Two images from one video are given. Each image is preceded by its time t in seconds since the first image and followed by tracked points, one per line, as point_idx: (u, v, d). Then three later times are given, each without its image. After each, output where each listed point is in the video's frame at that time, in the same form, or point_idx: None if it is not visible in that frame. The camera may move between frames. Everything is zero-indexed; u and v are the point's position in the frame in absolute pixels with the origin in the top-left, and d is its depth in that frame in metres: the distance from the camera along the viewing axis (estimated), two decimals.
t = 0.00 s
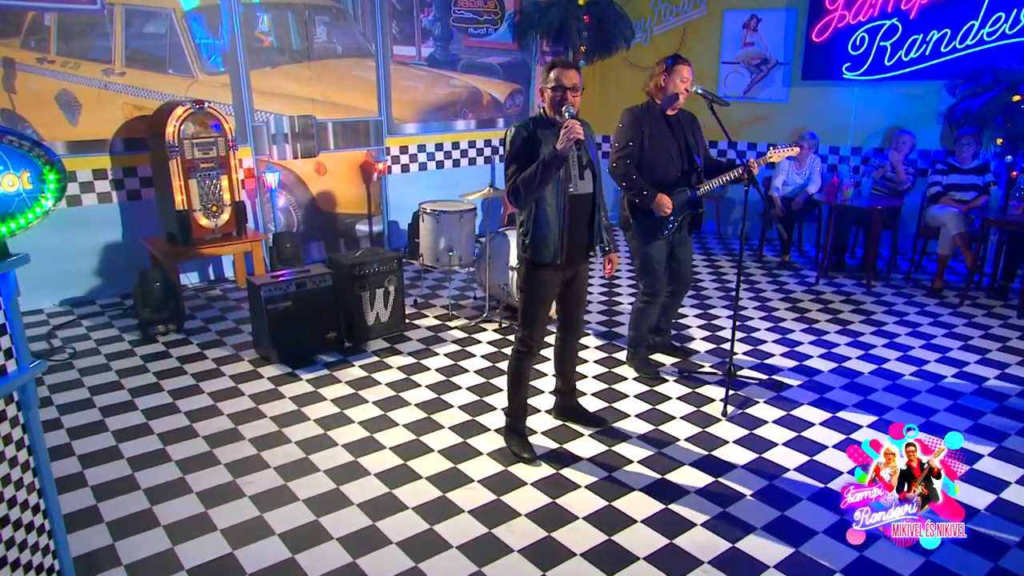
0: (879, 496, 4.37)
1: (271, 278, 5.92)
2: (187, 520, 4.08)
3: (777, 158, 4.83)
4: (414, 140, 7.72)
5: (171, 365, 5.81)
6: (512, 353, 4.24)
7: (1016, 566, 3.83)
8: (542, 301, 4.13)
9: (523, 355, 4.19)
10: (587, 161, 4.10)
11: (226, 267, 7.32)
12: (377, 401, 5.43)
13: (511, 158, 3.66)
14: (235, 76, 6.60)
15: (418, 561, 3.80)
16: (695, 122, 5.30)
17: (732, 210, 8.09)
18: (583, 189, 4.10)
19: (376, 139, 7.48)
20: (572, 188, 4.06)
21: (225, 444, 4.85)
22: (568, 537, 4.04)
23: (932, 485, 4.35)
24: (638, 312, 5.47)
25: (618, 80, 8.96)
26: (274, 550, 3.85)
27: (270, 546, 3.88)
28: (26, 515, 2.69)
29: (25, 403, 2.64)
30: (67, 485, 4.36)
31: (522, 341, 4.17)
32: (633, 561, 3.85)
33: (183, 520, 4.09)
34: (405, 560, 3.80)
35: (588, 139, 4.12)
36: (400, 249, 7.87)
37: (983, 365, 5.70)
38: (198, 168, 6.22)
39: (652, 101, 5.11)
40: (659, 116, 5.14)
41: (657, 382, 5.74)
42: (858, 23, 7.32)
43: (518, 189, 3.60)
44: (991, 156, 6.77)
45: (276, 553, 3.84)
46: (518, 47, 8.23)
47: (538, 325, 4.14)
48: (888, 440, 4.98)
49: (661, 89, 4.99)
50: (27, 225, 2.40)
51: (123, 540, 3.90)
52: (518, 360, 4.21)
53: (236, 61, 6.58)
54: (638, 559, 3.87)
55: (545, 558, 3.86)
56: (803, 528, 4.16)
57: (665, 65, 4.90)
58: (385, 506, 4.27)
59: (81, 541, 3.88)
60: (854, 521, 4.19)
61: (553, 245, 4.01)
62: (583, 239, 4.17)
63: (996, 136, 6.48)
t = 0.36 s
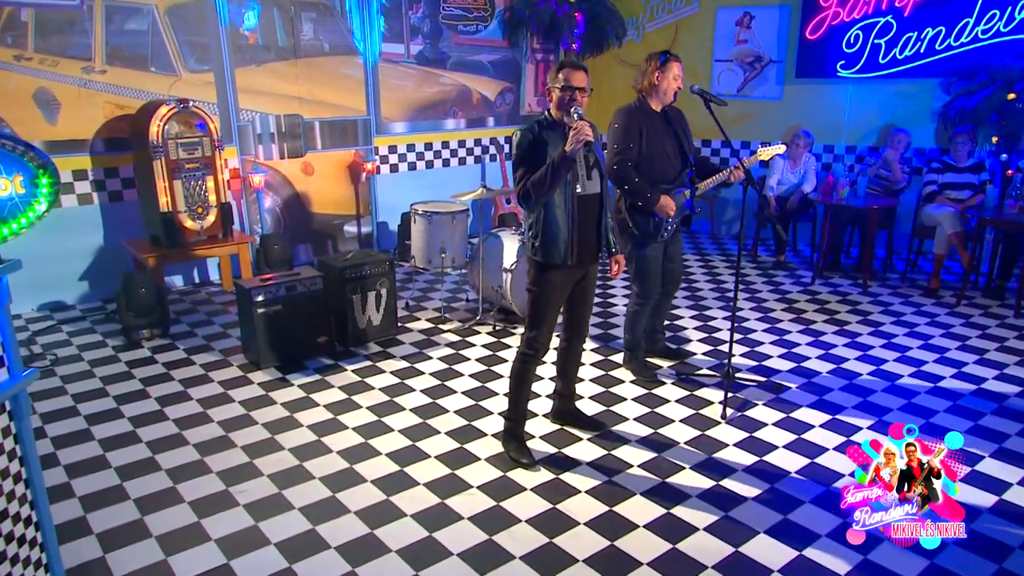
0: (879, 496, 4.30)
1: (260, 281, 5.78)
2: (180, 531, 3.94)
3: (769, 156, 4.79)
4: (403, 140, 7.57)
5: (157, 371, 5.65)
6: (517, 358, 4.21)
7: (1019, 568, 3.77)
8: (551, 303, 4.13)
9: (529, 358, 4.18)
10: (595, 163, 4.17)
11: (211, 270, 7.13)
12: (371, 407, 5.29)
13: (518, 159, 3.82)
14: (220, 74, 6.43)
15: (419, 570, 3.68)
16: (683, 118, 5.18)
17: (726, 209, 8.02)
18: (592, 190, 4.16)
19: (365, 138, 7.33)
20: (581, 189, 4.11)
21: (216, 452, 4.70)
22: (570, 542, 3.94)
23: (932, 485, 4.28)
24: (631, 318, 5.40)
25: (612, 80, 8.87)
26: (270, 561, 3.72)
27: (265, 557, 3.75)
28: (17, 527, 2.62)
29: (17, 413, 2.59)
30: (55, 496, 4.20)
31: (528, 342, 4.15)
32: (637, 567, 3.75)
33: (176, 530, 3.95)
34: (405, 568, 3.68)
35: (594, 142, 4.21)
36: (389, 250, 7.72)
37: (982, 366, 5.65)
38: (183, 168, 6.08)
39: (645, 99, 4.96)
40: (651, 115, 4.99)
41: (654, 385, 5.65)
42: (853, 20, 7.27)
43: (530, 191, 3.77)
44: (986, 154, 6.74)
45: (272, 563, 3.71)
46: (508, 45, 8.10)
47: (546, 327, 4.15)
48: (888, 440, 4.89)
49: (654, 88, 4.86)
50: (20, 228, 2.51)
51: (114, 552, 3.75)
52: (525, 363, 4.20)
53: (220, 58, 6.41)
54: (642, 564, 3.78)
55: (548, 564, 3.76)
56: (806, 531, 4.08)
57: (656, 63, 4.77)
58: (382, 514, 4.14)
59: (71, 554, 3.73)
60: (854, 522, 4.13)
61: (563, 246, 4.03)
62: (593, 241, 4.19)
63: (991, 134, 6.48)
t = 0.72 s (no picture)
0: (879, 496, 4.20)
1: (248, 283, 5.64)
2: (172, 541, 3.80)
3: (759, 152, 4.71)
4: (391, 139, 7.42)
5: (143, 378, 5.48)
6: (522, 359, 4.10)
7: None
8: (554, 303, 4.03)
9: (534, 359, 4.07)
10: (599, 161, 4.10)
11: (196, 273, 6.95)
12: (364, 412, 5.16)
13: (523, 158, 3.78)
14: (203, 72, 6.26)
15: None
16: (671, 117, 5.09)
17: (719, 208, 7.95)
18: (596, 190, 4.09)
19: (352, 137, 7.17)
20: (585, 188, 4.03)
21: (205, 460, 4.55)
22: (571, 548, 3.83)
23: (932, 486, 4.16)
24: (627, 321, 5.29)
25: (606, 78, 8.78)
26: (263, 572, 3.59)
27: (258, 568, 3.62)
28: (8, 541, 2.49)
29: (5, 423, 2.46)
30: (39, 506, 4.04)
31: (533, 345, 4.05)
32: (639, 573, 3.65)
33: (168, 541, 3.81)
34: None
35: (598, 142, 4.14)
36: (378, 251, 7.57)
37: (980, 366, 5.58)
38: (167, 169, 5.93)
39: (636, 99, 4.85)
40: (642, 114, 4.89)
41: (652, 388, 5.55)
42: (847, 17, 7.22)
43: (533, 189, 3.71)
44: (981, 152, 6.69)
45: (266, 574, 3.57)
46: (498, 42, 7.97)
47: (550, 328, 4.04)
48: (888, 441, 4.82)
49: (644, 87, 4.77)
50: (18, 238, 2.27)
51: (103, 565, 3.60)
52: (529, 364, 4.08)
53: (204, 55, 6.24)
54: (644, 570, 3.68)
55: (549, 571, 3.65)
56: (807, 534, 3.99)
57: (647, 61, 4.69)
58: (378, 522, 4.01)
59: (58, 566, 3.59)
60: (853, 521, 4.07)
61: (566, 245, 3.94)
62: (597, 241, 4.10)
63: (986, 132, 6.41)
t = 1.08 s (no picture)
0: (879, 496, 4.16)
1: (234, 287, 5.51)
2: (162, 553, 3.68)
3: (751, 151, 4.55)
4: (379, 139, 7.27)
5: (127, 385, 5.32)
6: (526, 362, 4.01)
7: None
8: (553, 305, 3.93)
9: (538, 361, 3.97)
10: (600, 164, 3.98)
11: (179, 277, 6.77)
12: (356, 418, 5.03)
13: (523, 156, 3.70)
14: (186, 71, 6.10)
15: None
16: (664, 116, 4.92)
17: (712, 209, 7.90)
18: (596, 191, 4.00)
19: (339, 137, 7.02)
20: (584, 189, 3.91)
21: (195, 469, 4.42)
22: (569, 556, 3.73)
23: (932, 485, 4.13)
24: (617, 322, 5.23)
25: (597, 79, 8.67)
26: None
27: None
28: None
29: None
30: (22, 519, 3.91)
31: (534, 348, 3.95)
32: None
33: (158, 552, 3.69)
34: None
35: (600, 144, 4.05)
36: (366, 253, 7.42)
37: (977, 367, 5.52)
38: (149, 170, 5.78)
39: (626, 101, 4.69)
40: (632, 115, 4.74)
41: (647, 391, 5.44)
42: (840, 15, 7.14)
43: (535, 187, 3.64)
44: (975, 152, 6.66)
45: None
46: (487, 40, 7.85)
47: (551, 331, 3.95)
48: (888, 441, 4.77)
49: (635, 90, 4.60)
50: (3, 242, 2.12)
51: None
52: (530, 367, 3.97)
53: (187, 53, 6.08)
54: None
55: None
56: (807, 539, 3.90)
57: (637, 63, 4.50)
58: (372, 531, 3.90)
59: None
60: (853, 522, 4.02)
61: (564, 245, 3.83)
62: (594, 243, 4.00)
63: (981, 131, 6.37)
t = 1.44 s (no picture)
0: (879, 496, 4.12)
1: (222, 292, 5.37)
2: (151, 566, 3.61)
3: (746, 155, 4.39)
4: (368, 140, 7.13)
5: (111, 394, 5.17)
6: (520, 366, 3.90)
7: None
8: (545, 310, 3.82)
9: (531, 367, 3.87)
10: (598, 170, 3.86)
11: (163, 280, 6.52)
12: (348, 426, 4.91)
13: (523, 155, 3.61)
14: (169, 70, 5.94)
15: None
16: (659, 120, 4.78)
17: (707, 210, 7.83)
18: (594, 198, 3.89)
19: (327, 138, 6.87)
20: (581, 194, 3.80)
21: (185, 479, 4.34)
22: (568, 565, 3.62)
23: (932, 484, 4.10)
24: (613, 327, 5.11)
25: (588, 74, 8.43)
26: None
27: None
28: None
29: None
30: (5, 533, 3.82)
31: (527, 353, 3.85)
32: None
33: (147, 566, 3.61)
34: None
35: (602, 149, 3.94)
36: (355, 257, 7.27)
37: (977, 370, 5.43)
38: (132, 172, 5.63)
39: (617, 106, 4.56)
40: (623, 120, 4.62)
41: (643, 396, 5.32)
42: (835, 14, 7.10)
43: (534, 188, 3.54)
44: (972, 152, 6.62)
45: None
46: (478, 39, 7.73)
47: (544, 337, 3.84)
48: (888, 441, 4.72)
49: (626, 96, 4.47)
50: None
51: None
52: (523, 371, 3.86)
53: (171, 53, 5.92)
54: None
55: None
56: (808, 547, 3.79)
57: (628, 70, 4.36)
58: (366, 543, 3.78)
59: None
60: (853, 521, 3.98)
61: (557, 248, 3.71)
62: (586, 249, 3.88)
63: (978, 131, 6.32)
